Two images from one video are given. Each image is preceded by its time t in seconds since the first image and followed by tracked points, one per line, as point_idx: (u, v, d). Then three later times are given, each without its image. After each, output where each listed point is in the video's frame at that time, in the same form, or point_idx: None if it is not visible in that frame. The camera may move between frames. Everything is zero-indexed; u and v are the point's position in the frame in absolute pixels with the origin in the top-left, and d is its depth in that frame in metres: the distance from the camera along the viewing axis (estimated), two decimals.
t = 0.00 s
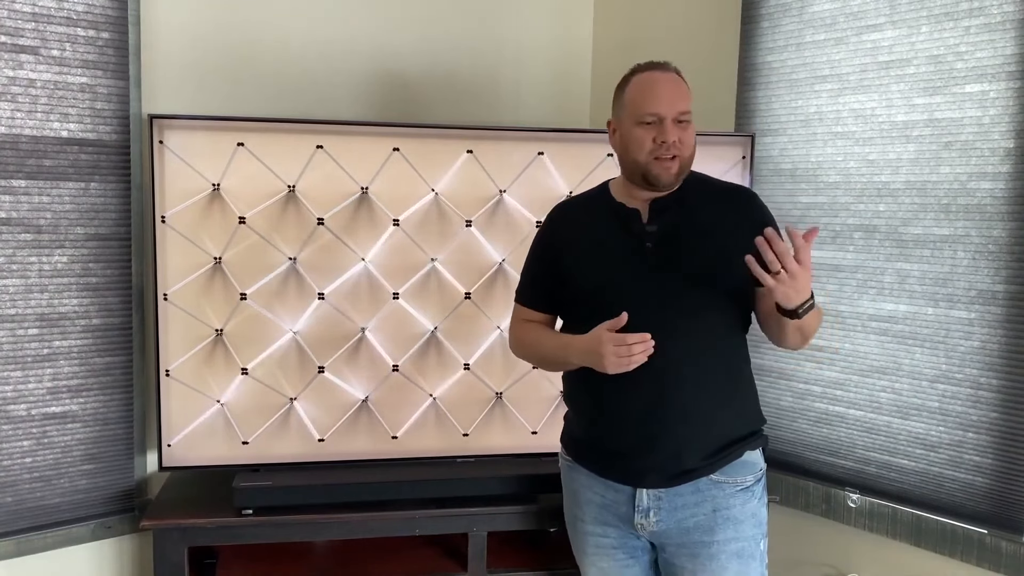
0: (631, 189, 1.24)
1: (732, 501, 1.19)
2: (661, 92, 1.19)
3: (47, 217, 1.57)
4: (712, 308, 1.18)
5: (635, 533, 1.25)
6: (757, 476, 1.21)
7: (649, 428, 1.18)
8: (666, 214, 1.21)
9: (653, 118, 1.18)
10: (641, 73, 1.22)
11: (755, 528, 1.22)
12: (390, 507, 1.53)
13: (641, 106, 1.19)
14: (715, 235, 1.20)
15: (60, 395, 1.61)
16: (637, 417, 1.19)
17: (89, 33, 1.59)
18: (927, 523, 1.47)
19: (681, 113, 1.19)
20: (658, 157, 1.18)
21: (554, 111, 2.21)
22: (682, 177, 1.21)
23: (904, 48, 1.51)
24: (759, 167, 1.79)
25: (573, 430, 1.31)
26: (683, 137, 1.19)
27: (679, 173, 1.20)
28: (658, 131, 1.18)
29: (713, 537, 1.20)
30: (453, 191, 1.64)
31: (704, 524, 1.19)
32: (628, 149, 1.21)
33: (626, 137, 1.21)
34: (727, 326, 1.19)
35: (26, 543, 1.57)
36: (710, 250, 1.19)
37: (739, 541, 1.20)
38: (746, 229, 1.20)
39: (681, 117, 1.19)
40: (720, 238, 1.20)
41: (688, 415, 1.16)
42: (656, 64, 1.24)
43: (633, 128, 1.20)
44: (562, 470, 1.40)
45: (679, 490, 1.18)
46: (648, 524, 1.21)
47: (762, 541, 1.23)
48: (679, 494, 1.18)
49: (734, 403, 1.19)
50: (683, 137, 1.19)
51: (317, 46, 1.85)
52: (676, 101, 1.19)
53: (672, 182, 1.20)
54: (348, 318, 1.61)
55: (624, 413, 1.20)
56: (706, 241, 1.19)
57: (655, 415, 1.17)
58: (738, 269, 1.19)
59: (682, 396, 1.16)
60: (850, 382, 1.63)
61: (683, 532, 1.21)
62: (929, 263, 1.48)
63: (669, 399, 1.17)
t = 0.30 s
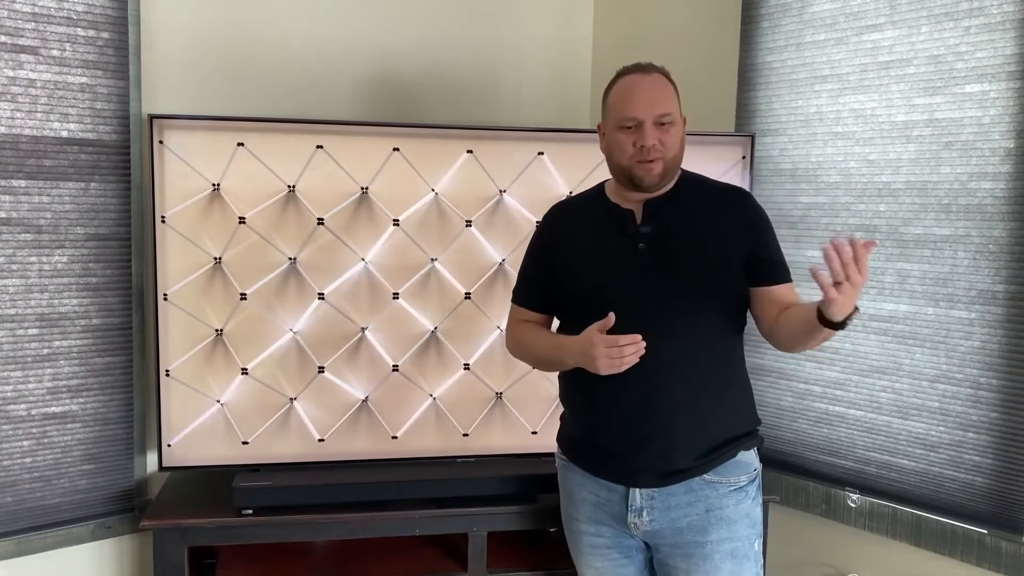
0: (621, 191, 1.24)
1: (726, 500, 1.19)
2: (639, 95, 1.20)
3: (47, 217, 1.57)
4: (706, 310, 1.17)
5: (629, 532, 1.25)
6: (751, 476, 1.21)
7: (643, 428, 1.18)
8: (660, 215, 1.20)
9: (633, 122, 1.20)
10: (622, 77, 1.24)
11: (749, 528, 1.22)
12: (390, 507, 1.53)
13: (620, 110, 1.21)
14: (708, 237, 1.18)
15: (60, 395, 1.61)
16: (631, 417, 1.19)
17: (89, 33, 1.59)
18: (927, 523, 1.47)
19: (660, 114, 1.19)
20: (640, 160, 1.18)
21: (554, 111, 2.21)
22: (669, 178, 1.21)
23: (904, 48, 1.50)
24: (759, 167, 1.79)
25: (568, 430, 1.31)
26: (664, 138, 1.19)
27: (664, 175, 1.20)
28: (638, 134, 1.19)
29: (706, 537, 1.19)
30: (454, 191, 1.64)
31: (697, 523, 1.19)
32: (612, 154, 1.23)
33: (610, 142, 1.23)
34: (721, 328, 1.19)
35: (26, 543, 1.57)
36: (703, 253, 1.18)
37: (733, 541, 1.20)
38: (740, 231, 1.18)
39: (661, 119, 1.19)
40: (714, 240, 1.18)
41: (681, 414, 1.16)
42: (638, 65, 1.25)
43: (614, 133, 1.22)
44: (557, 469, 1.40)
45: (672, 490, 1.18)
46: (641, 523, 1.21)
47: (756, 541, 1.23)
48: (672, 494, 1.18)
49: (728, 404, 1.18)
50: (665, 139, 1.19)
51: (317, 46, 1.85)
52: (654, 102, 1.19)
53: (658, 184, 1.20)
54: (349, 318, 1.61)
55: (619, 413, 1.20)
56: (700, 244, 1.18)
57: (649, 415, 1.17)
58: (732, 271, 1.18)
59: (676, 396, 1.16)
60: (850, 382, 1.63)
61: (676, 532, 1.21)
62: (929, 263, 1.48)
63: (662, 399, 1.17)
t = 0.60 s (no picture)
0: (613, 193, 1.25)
1: (721, 501, 1.19)
2: (620, 96, 1.21)
3: (47, 217, 1.57)
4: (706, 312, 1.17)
5: (625, 532, 1.25)
6: (747, 477, 1.21)
7: (642, 428, 1.18)
8: (660, 215, 1.20)
9: (617, 123, 1.20)
10: (604, 80, 1.25)
11: (745, 528, 1.22)
12: (390, 507, 1.53)
13: (603, 113, 1.22)
14: (708, 238, 1.18)
15: (60, 395, 1.61)
16: (631, 418, 1.19)
17: (89, 33, 1.59)
18: (927, 523, 1.47)
19: (642, 114, 1.19)
20: (626, 160, 1.19)
21: (554, 111, 2.21)
22: (657, 177, 1.21)
23: (904, 48, 1.50)
24: (759, 167, 1.79)
25: (567, 430, 1.31)
26: (648, 137, 1.19)
27: (651, 174, 1.20)
28: (622, 135, 1.20)
29: (702, 537, 1.19)
30: (453, 191, 1.64)
31: (693, 524, 1.19)
32: (599, 157, 1.24)
33: (596, 145, 1.24)
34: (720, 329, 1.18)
35: (26, 543, 1.57)
36: (703, 254, 1.17)
37: (729, 541, 1.20)
38: (740, 233, 1.18)
39: (643, 118, 1.20)
40: (714, 241, 1.18)
41: (681, 415, 1.16)
42: (620, 66, 1.25)
43: (599, 135, 1.23)
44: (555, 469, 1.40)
45: (669, 490, 1.18)
46: (637, 523, 1.21)
47: (753, 541, 1.23)
48: (668, 494, 1.18)
49: (727, 404, 1.19)
50: (649, 138, 1.19)
51: (317, 46, 1.85)
52: (635, 102, 1.20)
53: (646, 184, 1.21)
54: (349, 318, 1.61)
55: (618, 414, 1.20)
56: (699, 245, 1.17)
57: (649, 416, 1.17)
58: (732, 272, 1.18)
59: (675, 397, 1.16)
60: (851, 382, 1.63)
61: (672, 533, 1.21)
62: (930, 263, 1.48)
63: (662, 399, 1.17)
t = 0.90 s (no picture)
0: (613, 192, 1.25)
1: (723, 502, 1.19)
2: (620, 95, 1.20)
3: (47, 217, 1.57)
4: (706, 314, 1.17)
5: (627, 533, 1.25)
6: (748, 478, 1.21)
7: (642, 430, 1.18)
8: (660, 215, 1.19)
9: (617, 121, 1.20)
10: (605, 77, 1.24)
11: (747, 529, 1.22)
12: (390, 507, 1.53)
13: (603, 112, 1.22)
14: (709, 239, 1.18)
15: (60, 395, 1.61)
16: (631, 419, 1.19)
17: (89, 33, 1.59)
18: (927, 523, 1.47)
19: (642, 112, 1.19)
20: (626, 160, 1.19)
21: (554, 111, 2.21)
22: (657, 176, 1.21)
23: (904, 48, 1.50)
24: (759, 167, 1.79)
25: (568, 430, 1.31)
26: (647, 136, 1.19)
27: (650, 173, 1.20)
28: (621, 133, 1.20)
29: (704, 538, 1.19)
30: (454, 191, 1.64)
31: (694, 524, 1.19)
32: (599, 155, 1.24)
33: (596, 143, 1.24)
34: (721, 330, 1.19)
35: (26, 543, 1.57)
36: (703, 255, 1.17)
37: (731, 542, 1.20)
38: (741, 233, 1.18)
39: (643, 117, 1.19)
40: (714, 241, 1.18)
41: (681, 415, 1.16)
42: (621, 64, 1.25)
43: (599, 134, 1.23)
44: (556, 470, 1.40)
45: (670, 491, 1.18)
46: (638, 525, 1.21)
47: (755, 542, 1.23)
48: (669, 495, 1.18)
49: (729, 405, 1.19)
50: (648, 137, 1.19)
51: (317, 46, 1.85)
52: (635, 101, 1.19)
53: (646, 183, 1.20)
54: (349, 318, 1.61)
55: (618, 415, 1.20)
56: (699, 246, 1.17)
57: (649, 417, 1.17)
58: (733, 272, 1.19)
59: (675, 398, 1.16)
60: (851, 382, 1.63)
61: (674, 533, 1.21)
62: (929, 263, 1.48)
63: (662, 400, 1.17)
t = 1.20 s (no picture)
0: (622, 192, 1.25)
1: (730, 506, 1.18)
2: (625, 92, 1.20)
3: (47, 217, 1.57)
4: (709, 315, 1.17)
5: (634, 536, 1.26)
6: (758, 482, 1.20)
7: (644, 431, 1.18)
8: (663, 215, 1.19)
9: (621, 119, 1.20)
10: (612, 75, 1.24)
11: (755, 533, 1.21)
12: (390, 507, 1.53)
13: (608, 109, 1.22)
14: (713, 240, 1.17)
15: (60, 395, 1.61)
16: (633, 420, 1.20)
17: (89, 33, 1.59)
18: (927, 523, 1.47)
19: (648, 109, 1.19)
20: (631, 157, 1.18)
21: (554, 111, 2.21)
22: (664, 173, 1.20)
23: (904, 48, 1.51)
24: (759, 167, 1.80)
25: (576, 430, 1.33)
26: (653, 132, 1.18)
27: (657, 170, 1.19)
28: (626, 130, 1.20)
29: (710, 542, 1.19)
30: (454, 192, 1.64)
31: (701, 528, 1.19)
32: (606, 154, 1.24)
33: (603, 141, 1.24)
34: (725, 331, 1.18)
35: (26, 543, 1.57)
36: (706, 256, 1.16)
37: (738, 546, 1.20)
38: (748, 234, 1.16)
39: (649, 113, 1.19)
40: (719, 242, 1.17)
41: (685, 419, 1.16)
42: (628, 61, 1.25)
43: (604, 131, 1.23)
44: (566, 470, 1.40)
45: (675, 495, 1.18)
46: (644, 527, 1.22)
47: (762, 546, 1.22)
48: (675, 499, 1.18)
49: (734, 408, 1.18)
50: (653, 134, 1.19)
51: (317, 45, 1.85)
52: (640, 97, 1.19)
53: (652, 181, 1.20)
54: (349, 318, 1.61)
55: (621, 415, 1.21)
56: (703, 246, 1.17)
57: (651, 418, 1.18)
58: (739, 273, 1.17)
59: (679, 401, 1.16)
60: (850, 382, 1.63)
61: (680, 536, 1.21)
62: (929, 263, 1.48)
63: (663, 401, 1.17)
